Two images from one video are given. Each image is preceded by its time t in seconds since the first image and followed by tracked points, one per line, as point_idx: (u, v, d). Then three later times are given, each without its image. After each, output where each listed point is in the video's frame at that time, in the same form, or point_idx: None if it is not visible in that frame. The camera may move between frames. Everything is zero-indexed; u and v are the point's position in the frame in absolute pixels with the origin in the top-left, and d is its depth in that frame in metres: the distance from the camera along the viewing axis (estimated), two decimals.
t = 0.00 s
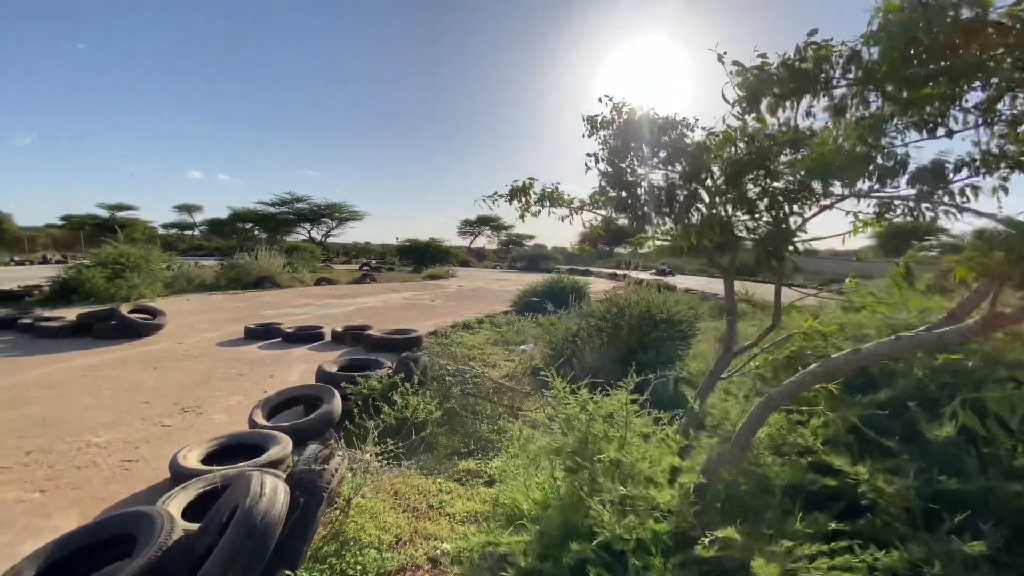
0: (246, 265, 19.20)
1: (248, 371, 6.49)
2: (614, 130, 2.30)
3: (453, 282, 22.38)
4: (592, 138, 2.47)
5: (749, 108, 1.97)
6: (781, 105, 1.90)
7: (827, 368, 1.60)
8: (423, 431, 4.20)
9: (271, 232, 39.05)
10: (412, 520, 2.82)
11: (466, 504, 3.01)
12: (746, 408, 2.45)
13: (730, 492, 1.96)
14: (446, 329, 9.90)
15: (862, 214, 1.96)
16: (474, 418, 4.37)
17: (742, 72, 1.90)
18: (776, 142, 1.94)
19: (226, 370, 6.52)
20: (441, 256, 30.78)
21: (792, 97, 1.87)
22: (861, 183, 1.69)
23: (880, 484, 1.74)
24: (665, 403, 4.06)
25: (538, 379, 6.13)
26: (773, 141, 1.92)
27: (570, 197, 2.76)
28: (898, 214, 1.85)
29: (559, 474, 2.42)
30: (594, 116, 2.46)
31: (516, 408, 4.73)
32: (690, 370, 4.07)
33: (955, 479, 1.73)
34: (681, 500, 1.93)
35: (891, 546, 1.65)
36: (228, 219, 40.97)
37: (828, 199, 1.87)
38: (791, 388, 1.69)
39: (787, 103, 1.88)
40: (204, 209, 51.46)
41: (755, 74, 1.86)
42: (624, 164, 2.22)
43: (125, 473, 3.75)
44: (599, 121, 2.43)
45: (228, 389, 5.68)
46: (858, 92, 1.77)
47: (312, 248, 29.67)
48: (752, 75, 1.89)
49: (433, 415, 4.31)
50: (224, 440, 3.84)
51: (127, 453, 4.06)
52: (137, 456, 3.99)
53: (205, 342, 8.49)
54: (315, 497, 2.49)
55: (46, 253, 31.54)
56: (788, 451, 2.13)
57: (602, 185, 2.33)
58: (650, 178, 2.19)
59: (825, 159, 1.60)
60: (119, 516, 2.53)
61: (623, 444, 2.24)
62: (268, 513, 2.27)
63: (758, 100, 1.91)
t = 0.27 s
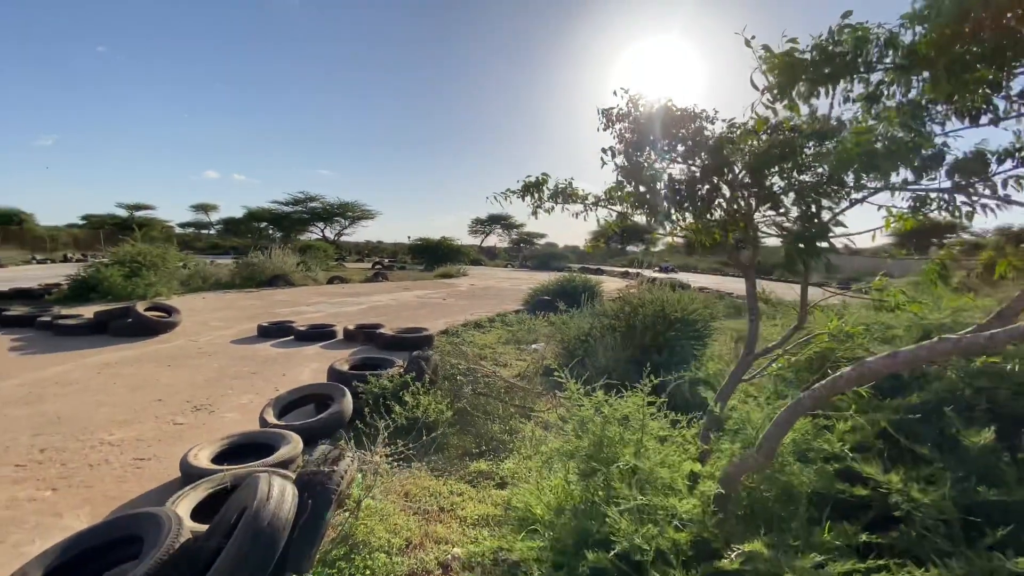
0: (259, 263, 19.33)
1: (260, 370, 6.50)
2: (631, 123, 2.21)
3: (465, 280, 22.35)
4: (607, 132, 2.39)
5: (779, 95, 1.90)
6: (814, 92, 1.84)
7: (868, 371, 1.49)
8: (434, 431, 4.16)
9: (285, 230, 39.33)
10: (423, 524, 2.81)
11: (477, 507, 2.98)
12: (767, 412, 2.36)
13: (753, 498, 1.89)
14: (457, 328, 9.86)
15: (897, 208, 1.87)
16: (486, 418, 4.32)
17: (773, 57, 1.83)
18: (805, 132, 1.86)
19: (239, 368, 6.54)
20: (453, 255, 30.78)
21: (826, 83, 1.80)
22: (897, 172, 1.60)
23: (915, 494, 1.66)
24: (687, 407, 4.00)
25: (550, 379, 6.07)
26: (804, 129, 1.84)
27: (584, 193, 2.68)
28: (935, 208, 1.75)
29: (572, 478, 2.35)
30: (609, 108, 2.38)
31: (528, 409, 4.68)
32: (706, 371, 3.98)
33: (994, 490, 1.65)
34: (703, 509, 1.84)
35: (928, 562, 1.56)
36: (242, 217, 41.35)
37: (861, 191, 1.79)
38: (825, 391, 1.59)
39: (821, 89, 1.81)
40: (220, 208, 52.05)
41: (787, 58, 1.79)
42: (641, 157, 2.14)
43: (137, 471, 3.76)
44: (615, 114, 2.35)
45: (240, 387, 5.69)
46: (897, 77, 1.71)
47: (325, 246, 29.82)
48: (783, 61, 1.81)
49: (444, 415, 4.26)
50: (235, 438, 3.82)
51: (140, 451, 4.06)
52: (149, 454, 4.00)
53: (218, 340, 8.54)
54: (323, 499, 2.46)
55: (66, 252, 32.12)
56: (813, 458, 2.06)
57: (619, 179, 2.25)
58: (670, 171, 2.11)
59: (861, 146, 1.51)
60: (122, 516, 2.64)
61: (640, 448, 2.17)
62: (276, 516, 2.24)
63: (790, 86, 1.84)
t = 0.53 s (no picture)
0: (270, 263, 19.46)
1: (271, 368, 6.54)
2: (642, 120, 2.19)
3: (474, 279, 22.35)
4: (618, 129, 2.36)
5: (797, 89, 1.87)
6: (833, 85, 1.81)
7: (888, 371, 1.45)
8: (444, 430, 4.15)
9: (295, 230, 39.58)
10: (432, 524, 2.80)
11: (487, 507, 2.97)
12: (780, 413, 2.33)
13: (766, 501, 1.88)
14: (466, 327, 9.84)
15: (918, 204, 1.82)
16: (495, 418, 4.30)
17: (791, 50, 1.81)
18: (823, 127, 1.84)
19: (249, 367, 6.58)
20: (461, 254, 30.80)
21: (847, 75, 1.76)
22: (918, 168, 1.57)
23: (936, 497, 1.62)
24: (698, 407, 3.95)
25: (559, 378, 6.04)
26: (822, 123, 1.81)
27: (595, 191, 2.65)
28: (957, 205, 1.71)
29: (583, 479, 2.33)
30: (620, 105, 2.35)
31: (537, 408, 4.66)
32: (718, 371, 3.93)
33: (1017, 494, 1.61)
34: (718, 511, 1.81)
35: (950, 567, 1.52)
36: (253, 217, 41.68)
37: (880, 187, 1.75)
38: (844, 393, 1.56)
39: (841, 82, 1.78)
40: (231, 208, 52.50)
41: (807, 50, 1.76)
42: (653, 154, 2.11)
43: (150, 468, 3.79)
44: (626, 111, 2.32)
45: (251, 386, 5.72)
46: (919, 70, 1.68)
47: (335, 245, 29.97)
48: (802, 55, 1.78)
49: (453, 414, 4.24)
50: (246, 437, 3.84)
51: (153, 448, 4.10)
52: (162, 452, 4.04)
53: (229, 339, 8.60)
54: (333, 497, 2.46)
55: (81, 252, 32.56)
56: (829, 460, 2.03)
57: (631, 176, 2.22)
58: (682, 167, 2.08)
59: (882, 140, 1.47)
60: (135, 516, 2.66)
61: (651, 449, 2.14)
62: (286, 516, 2.24)
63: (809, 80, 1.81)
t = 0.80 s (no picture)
0: (277, 263, 19.53)
1: (278, 368, 6.56)
2: (648, 118, 2.16)
3: (479, 279, 22.35)
4: (624, 127, 2.34)
5: (809, 85, 1.85)
6: (845, 81, 1.79)
7: (902, 372, 1.42)
8: (450, 430, 4.14)
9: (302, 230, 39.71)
10: (438, 524, 2.79)
11: (493, 507, 2.96)
12: (789, 413, 2.31)
13: (776, 502, 1.86)
14: (472, 326, 9.84)
15: (931, 202, 1.80)
16: (501, 418, 4.29)
17: (803, 46, 1.79)
18: (834, 123, 1.81)
19: (256, 366, 6.60)
20: (467, 253, 30.80)
21: (859, 71, 1.74)
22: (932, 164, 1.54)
23: (951, 501, 1.59)
24: (706, 407, 3.92)
25: (566, 378, 6.02)
26: (834, 120, 1.79)
27: (601, 190, 2.63)
28: (972, 203, 1.68)
29: (590, 479, 2.31)
30: (626, 103, 2.33)
31: (543, 408, 4.65)
32: (726, 371, 3.90)
33: None
34: (728, 514, 1.80)
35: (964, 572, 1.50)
36: (260, 217, 41.89)
37: (893, 184, 1.73)
38: (856, 394, 1.53)
39: (854, 77, 1.76)
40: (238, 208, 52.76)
41: (819, 45, 1.74)
42: (660, 152, 2.09)
43: (158, 467, 3.81)
44: (632, 109, 2.30)
45: (258, 385, 5.74)
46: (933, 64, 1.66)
47: (341, 245, 30.06)
48: (813, 51, 1.75)
49: (459, 414, 4.23)
50: (253, 436, 3.86)
51: (161, 448, 4.12)
52: (170, 451, 4.06)
53: (236, 339, 8.64)
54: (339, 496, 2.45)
55: (91, 252, 32.82)
56: (839, 462, 2.00)
57: (637, 174, 2.20)
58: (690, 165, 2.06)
59: (895, 136, 1.45)
60: (143, 515, 2.67)
61: (658, 450, 2.13)
62: (293, 517, 2.24)
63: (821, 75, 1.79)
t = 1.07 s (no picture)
0: (283, 264, 19.60)
1: (283, 369, 6.57)
2: (653, 118, 2.14)
3: (484, 280, 22.34)
4: (629, 127, 2.32)
5: (817, 82, 1.83)
6: (854, 78, 1.77)
7: (915, 375, 1.40)
8: (454, 431, 4.13)
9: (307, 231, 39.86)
10: (442, 527, 2.78)
11: (498, 510, 2.95)
12: (797, 416, 2.28)
13: (782, 508, 1.84)
14: (477, 328, 9.83)
15: (942, 202, 1.77)
16: (506, 420, 4.28)
17: (811, 42, 1.77)
18: (842, 122, 1.79)
19: (262, 368, 6.62)
20: (471, 255, 30.80)
21: (868, 69, 1.72)
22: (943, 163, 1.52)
23: (964, 506, 1.57)
24: (712, 409, 3.89)
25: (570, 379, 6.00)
26: (844, 118, 1.76)
27: (605, 191, 2.61)
28: (984, 202, 1.65)
29: (595, 483, 2.29)
30: (631, 103, 2.31)
31: (548, 410, 4.63)
32: (733, 373, 3.87)
33: None
34: (734, 518, 1.78)
35: None
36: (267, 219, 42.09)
37: (903, 184, 1.70)
38: (866, 398, 1.51)
39: (864, 74, 1.74)
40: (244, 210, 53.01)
41: (828, 41, 1.72)
42: (666, 151, 2.06)
43: (164, 469, 3.83)
44: (637, 109, 2.28)
45: (264, 387, 5.75)
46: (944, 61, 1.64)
47: (346, 246, 30.14)
48: (822, 48, 1.73)
49: (464, 416, 4.22)
50: (258, 438, 3.86)
51: (167, 449, 4.14)
52: (176, 453, 4.07)
53: (242, 340, 8.68)
54: (343, 501, 2.44)
55: (99, 254, 33.05)
56: (849, 466, 1.97)
57: (642, 175, 2.18)
58: (696, 166, 2.04)
59: (906, 134, 1.43)
60: (149, 516, 2.68)
61: (664, 454, 2.11)
62: (296, 519, 2.23)
63: (830, 72, 1.77)
